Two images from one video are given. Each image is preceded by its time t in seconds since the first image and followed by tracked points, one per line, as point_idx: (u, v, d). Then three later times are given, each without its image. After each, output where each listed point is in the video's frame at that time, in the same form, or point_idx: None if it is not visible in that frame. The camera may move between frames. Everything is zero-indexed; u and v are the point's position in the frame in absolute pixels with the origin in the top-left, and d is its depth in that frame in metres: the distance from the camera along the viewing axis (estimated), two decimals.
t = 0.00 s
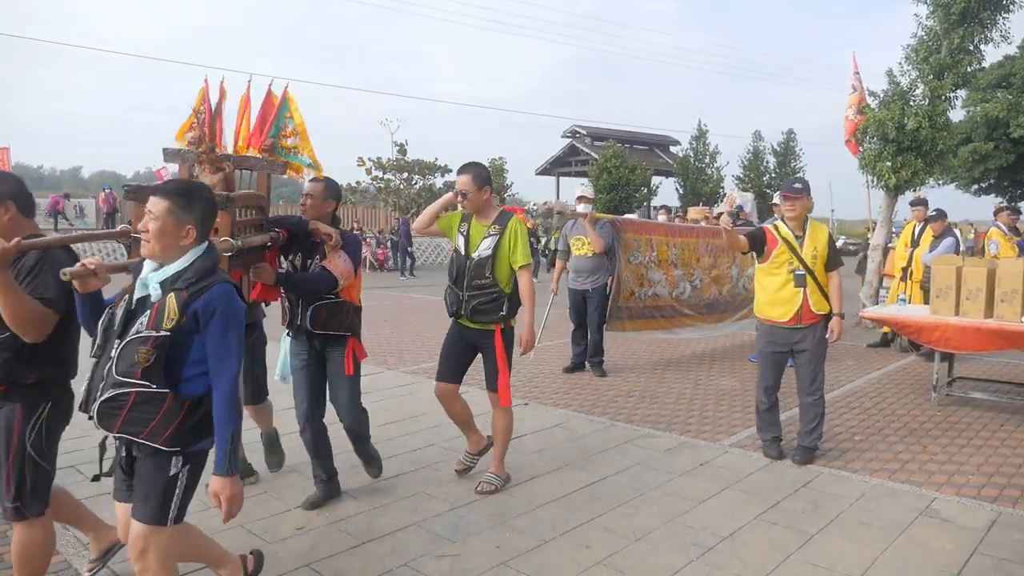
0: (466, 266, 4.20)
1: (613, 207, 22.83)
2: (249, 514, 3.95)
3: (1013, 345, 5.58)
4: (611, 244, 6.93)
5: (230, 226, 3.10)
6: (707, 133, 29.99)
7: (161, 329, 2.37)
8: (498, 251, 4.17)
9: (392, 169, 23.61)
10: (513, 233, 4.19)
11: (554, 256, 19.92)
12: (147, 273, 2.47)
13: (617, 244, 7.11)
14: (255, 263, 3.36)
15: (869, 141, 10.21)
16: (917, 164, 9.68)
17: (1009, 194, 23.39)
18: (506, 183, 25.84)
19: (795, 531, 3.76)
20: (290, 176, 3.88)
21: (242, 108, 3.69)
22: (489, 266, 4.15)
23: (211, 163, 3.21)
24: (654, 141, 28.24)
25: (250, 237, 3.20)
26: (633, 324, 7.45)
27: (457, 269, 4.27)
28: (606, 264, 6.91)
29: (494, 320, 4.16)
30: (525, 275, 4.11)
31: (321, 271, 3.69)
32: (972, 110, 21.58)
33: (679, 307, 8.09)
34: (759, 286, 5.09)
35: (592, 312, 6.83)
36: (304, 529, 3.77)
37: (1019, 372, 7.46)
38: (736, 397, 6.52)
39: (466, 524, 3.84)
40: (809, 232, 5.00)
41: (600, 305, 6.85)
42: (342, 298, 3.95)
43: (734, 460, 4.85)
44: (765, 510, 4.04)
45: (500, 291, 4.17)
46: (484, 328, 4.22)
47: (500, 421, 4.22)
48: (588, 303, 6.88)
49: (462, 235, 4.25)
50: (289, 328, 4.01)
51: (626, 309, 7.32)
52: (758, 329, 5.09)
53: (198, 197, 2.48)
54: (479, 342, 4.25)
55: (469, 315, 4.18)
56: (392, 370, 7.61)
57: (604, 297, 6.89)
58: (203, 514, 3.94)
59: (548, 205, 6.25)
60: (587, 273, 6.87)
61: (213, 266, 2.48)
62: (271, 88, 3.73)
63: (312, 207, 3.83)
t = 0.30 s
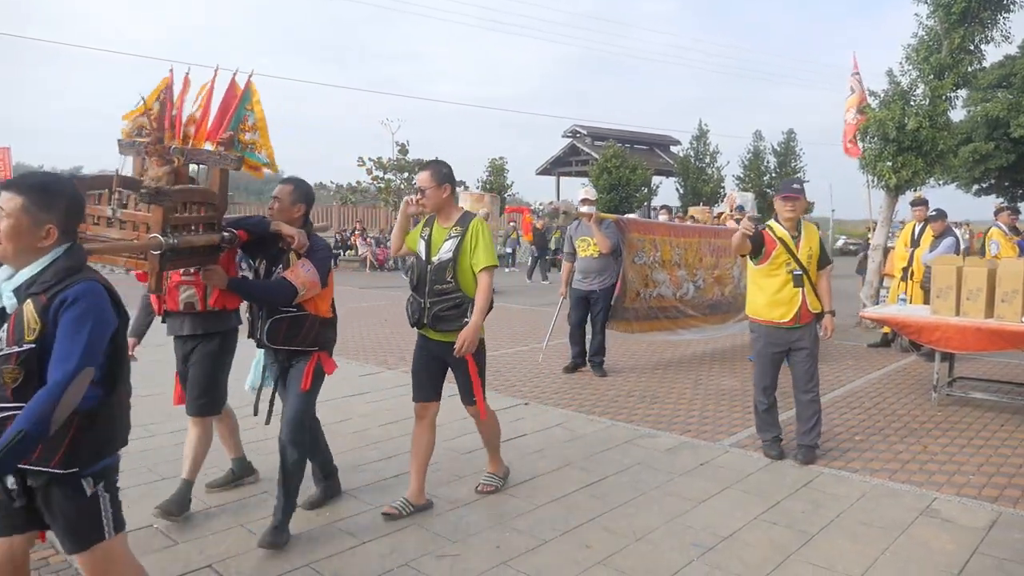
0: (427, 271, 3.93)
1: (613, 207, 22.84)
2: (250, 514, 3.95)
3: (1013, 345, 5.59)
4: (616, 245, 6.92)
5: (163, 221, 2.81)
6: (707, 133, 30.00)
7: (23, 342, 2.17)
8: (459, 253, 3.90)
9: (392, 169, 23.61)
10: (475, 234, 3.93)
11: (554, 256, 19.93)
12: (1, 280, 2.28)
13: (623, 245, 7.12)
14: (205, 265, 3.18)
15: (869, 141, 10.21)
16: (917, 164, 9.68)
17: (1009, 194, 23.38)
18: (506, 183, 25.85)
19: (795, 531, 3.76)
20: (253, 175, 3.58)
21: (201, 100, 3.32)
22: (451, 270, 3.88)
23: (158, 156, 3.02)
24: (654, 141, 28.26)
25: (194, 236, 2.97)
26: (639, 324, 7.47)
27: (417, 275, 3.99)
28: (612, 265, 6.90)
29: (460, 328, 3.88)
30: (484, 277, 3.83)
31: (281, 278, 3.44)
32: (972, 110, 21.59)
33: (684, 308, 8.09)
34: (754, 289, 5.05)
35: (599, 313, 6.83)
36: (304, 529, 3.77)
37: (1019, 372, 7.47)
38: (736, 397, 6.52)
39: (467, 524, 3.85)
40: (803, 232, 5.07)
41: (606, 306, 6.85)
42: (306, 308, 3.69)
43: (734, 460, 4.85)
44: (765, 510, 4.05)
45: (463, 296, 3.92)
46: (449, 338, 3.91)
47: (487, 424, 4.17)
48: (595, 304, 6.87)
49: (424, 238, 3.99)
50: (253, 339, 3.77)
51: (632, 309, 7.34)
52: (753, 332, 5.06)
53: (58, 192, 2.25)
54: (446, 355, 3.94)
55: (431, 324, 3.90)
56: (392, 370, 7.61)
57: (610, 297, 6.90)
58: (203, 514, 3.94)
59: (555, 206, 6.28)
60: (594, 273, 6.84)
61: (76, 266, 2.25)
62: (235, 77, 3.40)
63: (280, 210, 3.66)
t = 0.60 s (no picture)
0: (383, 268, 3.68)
1: (613, 207, 22.84)
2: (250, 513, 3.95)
3: (1013, 345, 5.59)
4: (616, 245, 6.91)
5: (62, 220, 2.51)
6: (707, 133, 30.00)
7: None
8: (419, 248, 3.63)
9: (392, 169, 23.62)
10: (437, 228, 3.66)
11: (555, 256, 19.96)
12: None
13: (625, 246, 7.10)
14: (137, 265, 2.93)
15: (869, 141, 10.21)
16: (918, 164, 9.68)
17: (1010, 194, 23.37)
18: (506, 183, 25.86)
19: (795, 531, 3.77)
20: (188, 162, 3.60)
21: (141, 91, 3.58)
22: (408, 265, 3.61)
23: (77, 151, 2.89)
24: (654, 141, 28.25)
25: (109, 237, 2.70)
26: (648, 327, 7.54)
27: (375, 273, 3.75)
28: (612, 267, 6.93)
29: (418, 327, 3.60)
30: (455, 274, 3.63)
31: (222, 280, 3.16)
32: (972, 110, 21.57)
33: (688, 310, 8.10)
34: (757, 290, 5.02)
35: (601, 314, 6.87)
36: (304, 529, 3.77)
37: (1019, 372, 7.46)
38: (736, 397, 6.52)
39: (467, 524, 3.85)
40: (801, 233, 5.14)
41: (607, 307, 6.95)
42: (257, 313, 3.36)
43: (735, 460, 4.85)
44: (765, 510, 4.05)
45: (421, 293, 3.63)
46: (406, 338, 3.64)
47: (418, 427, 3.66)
48: (596, 307, 6.92)
49: (380, 234, 3.75)
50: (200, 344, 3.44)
51: (637, 310, 7.37)
52: (755, 335, 5.02)
53: None
54: (404, 356, 3.67)
55: (387, 323, 3.63)
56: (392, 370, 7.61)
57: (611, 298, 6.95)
58: (204, 514, 3.94)
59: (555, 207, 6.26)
60: (594, 275, 6.85)
61: None
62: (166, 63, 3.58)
63: (233, 205, 3.32)
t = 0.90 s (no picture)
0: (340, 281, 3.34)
1: (613, 207, 22.85)
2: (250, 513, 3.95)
3: (1013, 345, 5.59)
4: (611, 246, 6.91)
5: None
6: (707, 133, 30.01)
7: None
8: (379, 261, 3.29)
9: (392, 169, 23.64)
10: (400, 237, 3.32)
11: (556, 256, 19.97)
12: None
13: (618, 247, 7.07)
14: (51, 283, 2.46)
15: (869, 141, 10.21)
16: (918, 164, 9.68)
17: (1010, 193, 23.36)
18: (506, 182, 25.87)
19: (795, 531, 3.77)
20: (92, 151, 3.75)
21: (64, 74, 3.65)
22: (366, 280, 3.27)
23: None
24: (654, 141, 28.24)
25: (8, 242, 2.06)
26: (648, 329, 7.50)
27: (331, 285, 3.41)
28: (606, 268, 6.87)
29: (376, 348, 3.28)
30: (427, 290, 3.31)
31: (146, 293, 2.82)
32: (973, 110, 21.54)
33: (685, 312, 8.07)
34: (761, 292, 5.02)
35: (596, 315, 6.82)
36: (304, 530, 3.77)
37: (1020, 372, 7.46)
38: (736, 397, 6.53)
39: (467, 524, 3.85)
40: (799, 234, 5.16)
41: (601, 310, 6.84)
42: (187, 328, 3.01)
43: (734, 460, 4.85)
44: (765, 510, 4.05)
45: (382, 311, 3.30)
46: (366, 358, 3.35)
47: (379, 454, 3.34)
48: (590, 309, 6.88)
49: (339, 244, 3.41)
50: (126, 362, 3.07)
51: (636, 312, 7.30)
52: (757, 334, 5.02)
53: None
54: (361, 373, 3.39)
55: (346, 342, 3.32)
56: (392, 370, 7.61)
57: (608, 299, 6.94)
58: (203, 514, 3.94)
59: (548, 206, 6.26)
60: (586, 277, 6.80)
61: None
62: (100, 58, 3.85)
63: (169, 213, 3.00)
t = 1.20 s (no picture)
0: (294, 282, 3.13)
1: (613, 207, 22.86)
2: (250, 513, 3.96)
3: (1013, 345, 5.59)
4: (607, 246, 6.79)
5: None
6: (707, 133, 30.02)
7: None
8: (337, 264, 3.10)
9: (392, 169, 23.63)
10: (359, 237, 3.12)
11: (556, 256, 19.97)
12: None
13: (614, 248, 6.91)
14: None
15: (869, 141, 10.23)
16: (917, 164, 9.68)
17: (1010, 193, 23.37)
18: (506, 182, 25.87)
19: (795, 531, 3.77)
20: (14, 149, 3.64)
21: None
22: (322, 283, 3.07)
23: None
24: (654, 141, 28.23)
25: None
26: (641, 332, 7.43)
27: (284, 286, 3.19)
28: (601, 268, 6.83)
29: (327, 357, 3.07)
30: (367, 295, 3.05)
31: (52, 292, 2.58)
32: (973, 110, 21.53)
33: (677, 312, 7.97)
34: (768, 292, 5.01)
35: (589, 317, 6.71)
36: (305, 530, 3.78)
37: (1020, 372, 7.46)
38: (736, 397, 6.53)
39: (467, 524, 3.85)
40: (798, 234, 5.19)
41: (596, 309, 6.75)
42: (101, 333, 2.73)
43: (734, 460, 4.85)
44: (765, 510, 4.05)
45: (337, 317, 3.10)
46: (317, 367, 3.14)
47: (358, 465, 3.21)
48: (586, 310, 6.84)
49: (294, 242, 3.21)
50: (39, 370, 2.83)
51: (629, 313, 7.19)
52: (761, 333, 5.03)
53: None
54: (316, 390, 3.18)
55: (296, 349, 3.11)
56: (392, 370, 7.61)
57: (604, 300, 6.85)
58: (203, 514, 3.94)
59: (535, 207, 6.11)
60: (580, 278, 6.79)
61: None
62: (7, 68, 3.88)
63: (89, 204, 2.74)
